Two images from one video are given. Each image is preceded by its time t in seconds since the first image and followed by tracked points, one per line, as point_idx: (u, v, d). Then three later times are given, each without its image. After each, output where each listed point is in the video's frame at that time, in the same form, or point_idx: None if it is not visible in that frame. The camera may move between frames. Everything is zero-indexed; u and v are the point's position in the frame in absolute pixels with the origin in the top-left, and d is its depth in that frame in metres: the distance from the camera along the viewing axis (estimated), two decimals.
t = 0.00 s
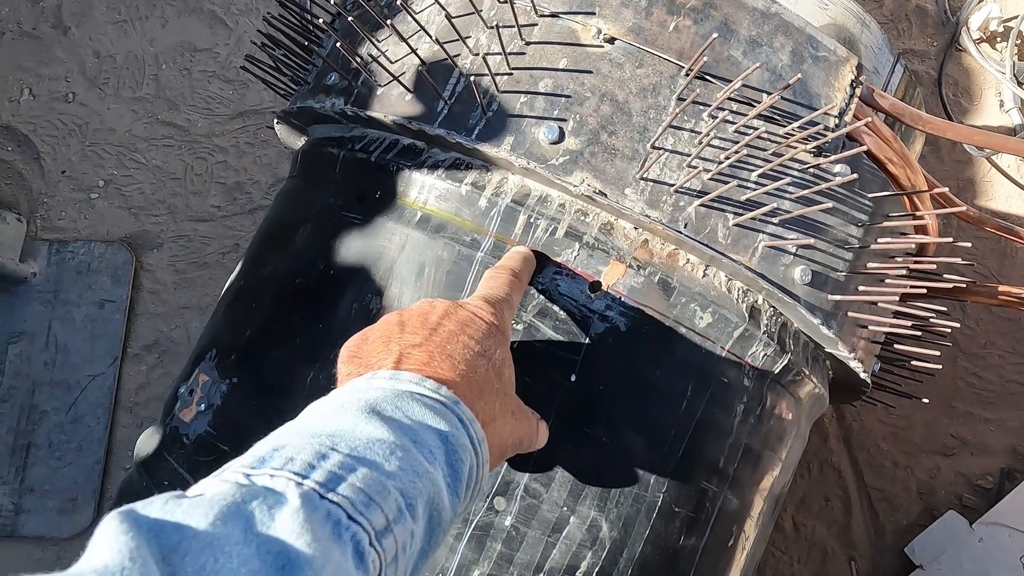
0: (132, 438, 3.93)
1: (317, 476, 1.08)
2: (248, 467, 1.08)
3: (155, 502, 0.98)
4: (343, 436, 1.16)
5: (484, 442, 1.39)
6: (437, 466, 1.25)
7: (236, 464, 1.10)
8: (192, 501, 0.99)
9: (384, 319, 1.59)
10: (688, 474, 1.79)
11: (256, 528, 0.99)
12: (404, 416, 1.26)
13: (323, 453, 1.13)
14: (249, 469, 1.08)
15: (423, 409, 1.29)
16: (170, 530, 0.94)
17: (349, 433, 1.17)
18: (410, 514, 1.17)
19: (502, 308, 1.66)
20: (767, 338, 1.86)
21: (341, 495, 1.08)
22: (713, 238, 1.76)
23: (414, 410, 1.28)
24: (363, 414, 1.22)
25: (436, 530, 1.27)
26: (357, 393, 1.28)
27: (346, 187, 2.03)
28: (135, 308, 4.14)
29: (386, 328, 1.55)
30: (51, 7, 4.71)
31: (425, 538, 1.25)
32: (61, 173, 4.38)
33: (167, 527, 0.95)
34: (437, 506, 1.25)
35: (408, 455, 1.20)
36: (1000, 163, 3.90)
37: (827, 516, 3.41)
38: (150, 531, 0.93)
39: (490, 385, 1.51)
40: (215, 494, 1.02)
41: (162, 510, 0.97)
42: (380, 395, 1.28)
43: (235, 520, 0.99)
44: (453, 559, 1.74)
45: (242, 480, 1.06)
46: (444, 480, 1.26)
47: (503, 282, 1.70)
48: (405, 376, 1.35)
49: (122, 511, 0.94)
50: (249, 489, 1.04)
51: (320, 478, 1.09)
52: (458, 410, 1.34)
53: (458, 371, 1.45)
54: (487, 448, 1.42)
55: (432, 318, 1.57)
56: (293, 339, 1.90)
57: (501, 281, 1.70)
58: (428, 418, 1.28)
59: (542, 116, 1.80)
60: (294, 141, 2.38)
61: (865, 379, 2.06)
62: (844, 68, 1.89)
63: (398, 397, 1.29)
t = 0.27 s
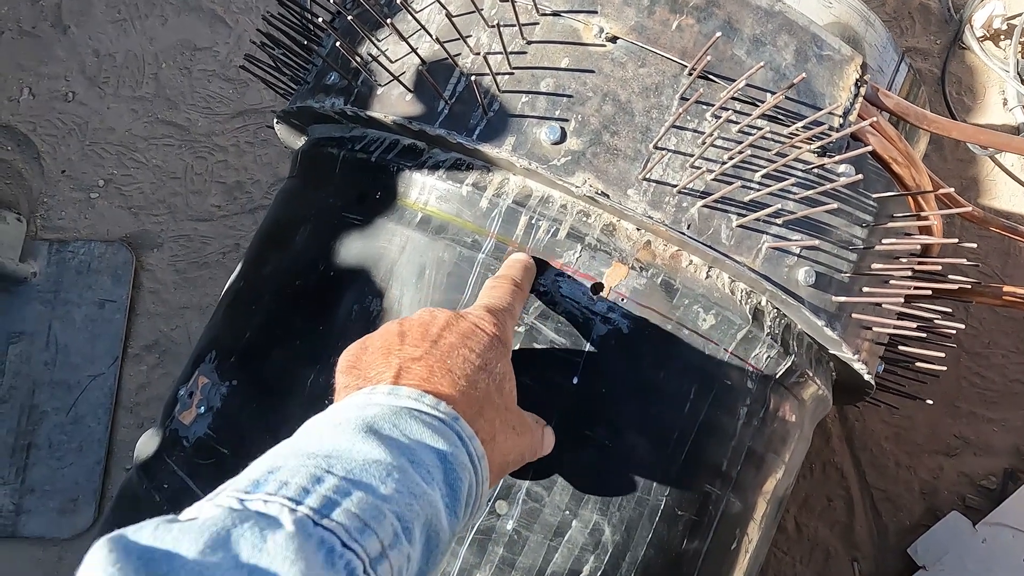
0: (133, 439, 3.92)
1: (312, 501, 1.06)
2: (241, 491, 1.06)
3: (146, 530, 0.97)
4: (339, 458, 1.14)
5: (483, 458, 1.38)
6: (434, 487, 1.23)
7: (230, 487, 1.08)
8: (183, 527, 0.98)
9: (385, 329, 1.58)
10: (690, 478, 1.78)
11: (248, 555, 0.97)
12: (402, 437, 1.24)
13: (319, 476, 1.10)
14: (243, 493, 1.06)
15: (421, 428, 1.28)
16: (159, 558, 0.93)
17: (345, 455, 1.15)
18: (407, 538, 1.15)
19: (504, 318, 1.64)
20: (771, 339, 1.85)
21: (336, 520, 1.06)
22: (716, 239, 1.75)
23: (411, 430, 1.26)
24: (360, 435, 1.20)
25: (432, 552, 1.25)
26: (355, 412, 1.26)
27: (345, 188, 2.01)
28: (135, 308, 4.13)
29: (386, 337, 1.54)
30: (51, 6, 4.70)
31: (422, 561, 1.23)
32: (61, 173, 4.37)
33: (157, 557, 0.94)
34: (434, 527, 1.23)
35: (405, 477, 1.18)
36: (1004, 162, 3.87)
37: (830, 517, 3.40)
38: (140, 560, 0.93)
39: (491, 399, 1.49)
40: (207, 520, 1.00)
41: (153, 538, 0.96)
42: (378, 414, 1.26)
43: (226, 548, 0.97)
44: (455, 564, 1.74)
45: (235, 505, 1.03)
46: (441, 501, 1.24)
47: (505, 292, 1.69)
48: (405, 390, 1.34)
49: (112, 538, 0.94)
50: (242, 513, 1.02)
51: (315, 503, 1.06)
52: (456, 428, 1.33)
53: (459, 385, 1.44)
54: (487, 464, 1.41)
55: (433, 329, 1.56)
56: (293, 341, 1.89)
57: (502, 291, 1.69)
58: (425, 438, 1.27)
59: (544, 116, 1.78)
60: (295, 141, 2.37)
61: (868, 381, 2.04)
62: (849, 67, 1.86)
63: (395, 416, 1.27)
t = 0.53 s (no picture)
0: (133, 438, 3.92)
1: (312, 469, 1.05)
2: (241, 460, 1.05)
3: (144, 497, 0.95)
4: (339, 427, 1.14)
5: (487, 432, 1.38)
6: (437, 457, 1.23)
7: (229, 456, 1.07)
8: (180, 495, 0.96)
9: (386, 309, 1.57)
10: (691, 480, 1.77)
11: (247, 522, 0.96)
12: (403, 408, 1.23)
13: (319, 445, 1.10)
14: (242, 461, 1.05)
15: (423, 399, 1.27)
16: (157, 525, 0.92)
17: (346, 424, 1.14)
18: (409, 506, 1.14)
19: (505, 300, 1.63)
20: (773, 341, 1.83)
21: (337, 488, 1.05)
22: (718, 240, 1.73)
23: (413, 401, 1.25)
24: (361, 405, 1.19)
25: (435, 523, 1.24)
26: (356, 383, 1.25)
27: (345, 189, 2.00)
28: (135, 307, 4.12)
29: (387, 317, 1.53)
30: (51, 5, 4.68)
31: (424, 532, 1.22)
32: (61, 172, 4.36)
33: (155, 523, 0.92)
34: (437, 497, 1.22)
35: (406, 447, 1.17)
36: (1007, 160, 3.85)
37: (832, 517, 3.38)
38: (137, 527, 0.91)
39: (494, 377, 1.48)
40: (206, 487, 0.99)
41: (151, 505, 0.94)
42: (379, 385, 1.25)
43: (225, 515, 0.95)
44: (455, 567, 1.73)
45: (234, 473, 1.02)
46: (443, 473, 1.24)
47: (506, 277, 1.68)
48: (405, 363, 1.34)
49: (109, 506, 0.92)
50: (241, 481, 1.00)
51: (315, 471, 1.05)
52: (459, 400, 1.32)
53: (461, 360, 1.43)
54: (490, 440, 1.40)
55: (435, 309, 1.55)
56: (292, 343, 1.88)
57: (502, 277, 1.68)
58: (427, 409, 1.26)
59: (545, 116, 1.77)
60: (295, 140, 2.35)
61: (871, 382, 2.03)
62: (852, 66, 1.85)
63: (397, 388, 1.26)
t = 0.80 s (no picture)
0: (137, 438, 3.91)
1: (302, 488, 1.03)
2: (231, 477, 1.03)
3: (131, 514, 0.94)
4: (332, 444, 1.12)
5: (481, 447, 1.36)
6: (431, 475, 1.21)
7: (220, 472, 1.05)
8: (168, 513, 0.95)
9: (383, 319, 1.54)
10: (698, 481, 1.76)
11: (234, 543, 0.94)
12: (398, 424, 1.21)
13: (311, 463, 1.08)
14: (232, 478, 1.03)
15: (418, 414, 1.25)
16: (143, 545, 0.91)
17: (338, 441, 1.12)
18: (401, 526, 1.12)
19: (504, 313, 1.62)
20: (780, 341, 1.83)
21: (327, 509, 1.03)
22: (725, 239, 1.72)
23: (408, 416, 1.23)
24: (356, 420, 1.17)
25: (428, 540, 1.22)
26: (351, 396, 1.23)
27: (349, 188, 1.99)
28: (138, 306, 4.11)
29: (384, 327, 1.51)
30: (53, 4, 4.68)
31: (417, 550, 1.21)
32: (63, 171, 4.35)
33: (140, 542, 0.91)
34: (429, 516, 1.21)
35: (400, 464, 1.15)
36: (1013, 159, 3.83)
37: (837, 517, 3.37)
38: (124, 546, 0.91)
39: (491, 392, 1.46)
40: (193, 505, 0.97)
41: (137, 523, 0.93)
42: (374, 399, 1.23)
43: (212, 535, 0.94)
44: (461, 567, 1.72)
45: (223, 490, 1.00)
46: (438, 490, 1.22)
47: (504, 291, 1.66)
48: (403, 377, 1.31)
49: (96, 522, 0.91)
50: (230, 500, 0.99)
51: (306, 490, 1.04)
52: (454, 415, 1.31)
53: (458, 375, 1.41)
54: (486, 455, 1.38)
55: (433, 321, 1.52)
56: (297, 343, 1.87)
57: (502, 289, 1.67)
58: (422, 424, 1.24)
59: (551, 115, 1.76)
60: (298, 139, 2.34)
61: (878, 381, 2.02)
62: (859, 64, 1.84)
63: (392, 402, 1.24)
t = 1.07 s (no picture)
0: (140, 435, 3.92)
1: (309, 508, 1.04)
2: (238, 495, 1.05)
3: (137, 533, 0.96)
4: (341, 461, 1.13)
5: (492, 460, 1.37)
6: (440, 491, 1.21)
7: (229, 489, 1.07)
8: (174, 531, 0.97)
9: (395, 327, 1.56)
10: (703, 477, 1.75)
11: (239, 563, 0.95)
12: (408, 439, 1.21)
13: (319, 480, 1.09)
14: (240, 496, 1.05)
15: (428, 429, 1.25)
16: (147, 564, 0.93)
17: (347, 459, 1.13)
18: (410, 545, 1.13)
19: (515, 323, 1.62)
20: (785, 337, 1.82)
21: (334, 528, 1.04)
22: (730, 235, 1.72)
23: (418, 431, 1.23)
24: (364, 436, 1.18)
25: (438, 556, 1.23)
26: (361, 410, 1.24)
27: (353, 185, 1.99)
28: (141, 304, 4.12)
29: (395, 337, 1.52)
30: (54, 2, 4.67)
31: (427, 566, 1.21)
32: (66, 170, 4.35)
33: (146, 562, 0.93)
34: (439, 532, 1.21)
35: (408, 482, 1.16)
36: (1016, 155, 3.82)
37: (840, 513, 3.37)
38: (129, 566, 0.93)
39: (502, 403, 1.47)
40: (200, 523, 0.99)
41: (143, 541, 0.95)
42: (383, 414, 1.24)
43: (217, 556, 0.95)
44: (467, 564, 1.72)
45: (230, 509, 1.02)
46: (447, 506, 1.23)
47: (516, 299, 1.66)
48: (410, 389, 1.31)
49: (101, 542, 0.94)
50: (236, 519, 1.00)
51: (313, 510, 1.05)
52: (464, 429, 1.31)
53: (468, 385, 1.41)
54: (496, 468, 1.39)
55: (443, 330, 1.53)
56: (302, 340, 1.87)
57: (512, 297, 1.66)
58: (431, 439, 1.24)
59: (555, 111, 1.75)
60: (302, 135, 2.34)
61: (883, 377, 2.01)
62: (865, 59, 1.83)
63: (401, 416, 1.24)
